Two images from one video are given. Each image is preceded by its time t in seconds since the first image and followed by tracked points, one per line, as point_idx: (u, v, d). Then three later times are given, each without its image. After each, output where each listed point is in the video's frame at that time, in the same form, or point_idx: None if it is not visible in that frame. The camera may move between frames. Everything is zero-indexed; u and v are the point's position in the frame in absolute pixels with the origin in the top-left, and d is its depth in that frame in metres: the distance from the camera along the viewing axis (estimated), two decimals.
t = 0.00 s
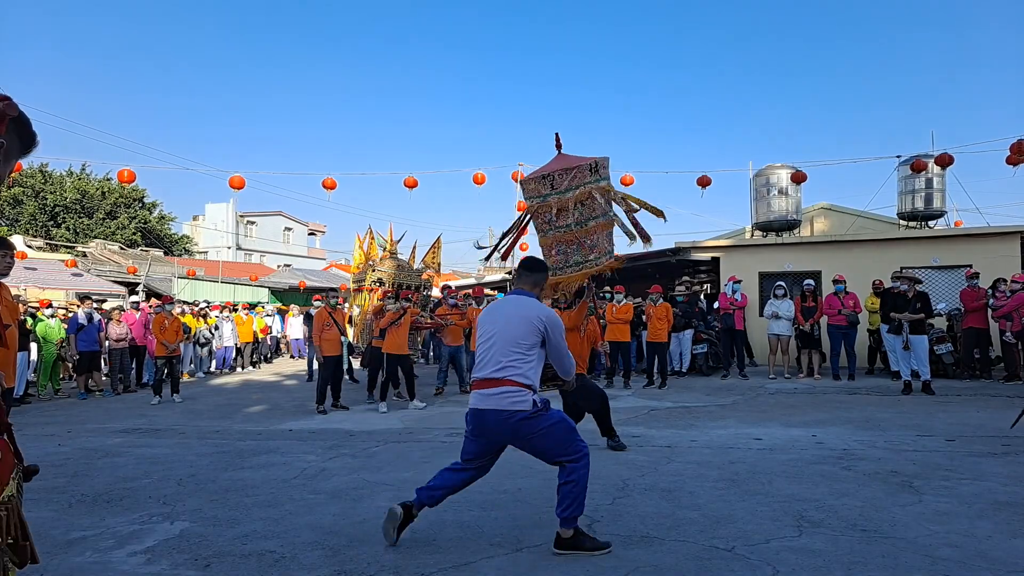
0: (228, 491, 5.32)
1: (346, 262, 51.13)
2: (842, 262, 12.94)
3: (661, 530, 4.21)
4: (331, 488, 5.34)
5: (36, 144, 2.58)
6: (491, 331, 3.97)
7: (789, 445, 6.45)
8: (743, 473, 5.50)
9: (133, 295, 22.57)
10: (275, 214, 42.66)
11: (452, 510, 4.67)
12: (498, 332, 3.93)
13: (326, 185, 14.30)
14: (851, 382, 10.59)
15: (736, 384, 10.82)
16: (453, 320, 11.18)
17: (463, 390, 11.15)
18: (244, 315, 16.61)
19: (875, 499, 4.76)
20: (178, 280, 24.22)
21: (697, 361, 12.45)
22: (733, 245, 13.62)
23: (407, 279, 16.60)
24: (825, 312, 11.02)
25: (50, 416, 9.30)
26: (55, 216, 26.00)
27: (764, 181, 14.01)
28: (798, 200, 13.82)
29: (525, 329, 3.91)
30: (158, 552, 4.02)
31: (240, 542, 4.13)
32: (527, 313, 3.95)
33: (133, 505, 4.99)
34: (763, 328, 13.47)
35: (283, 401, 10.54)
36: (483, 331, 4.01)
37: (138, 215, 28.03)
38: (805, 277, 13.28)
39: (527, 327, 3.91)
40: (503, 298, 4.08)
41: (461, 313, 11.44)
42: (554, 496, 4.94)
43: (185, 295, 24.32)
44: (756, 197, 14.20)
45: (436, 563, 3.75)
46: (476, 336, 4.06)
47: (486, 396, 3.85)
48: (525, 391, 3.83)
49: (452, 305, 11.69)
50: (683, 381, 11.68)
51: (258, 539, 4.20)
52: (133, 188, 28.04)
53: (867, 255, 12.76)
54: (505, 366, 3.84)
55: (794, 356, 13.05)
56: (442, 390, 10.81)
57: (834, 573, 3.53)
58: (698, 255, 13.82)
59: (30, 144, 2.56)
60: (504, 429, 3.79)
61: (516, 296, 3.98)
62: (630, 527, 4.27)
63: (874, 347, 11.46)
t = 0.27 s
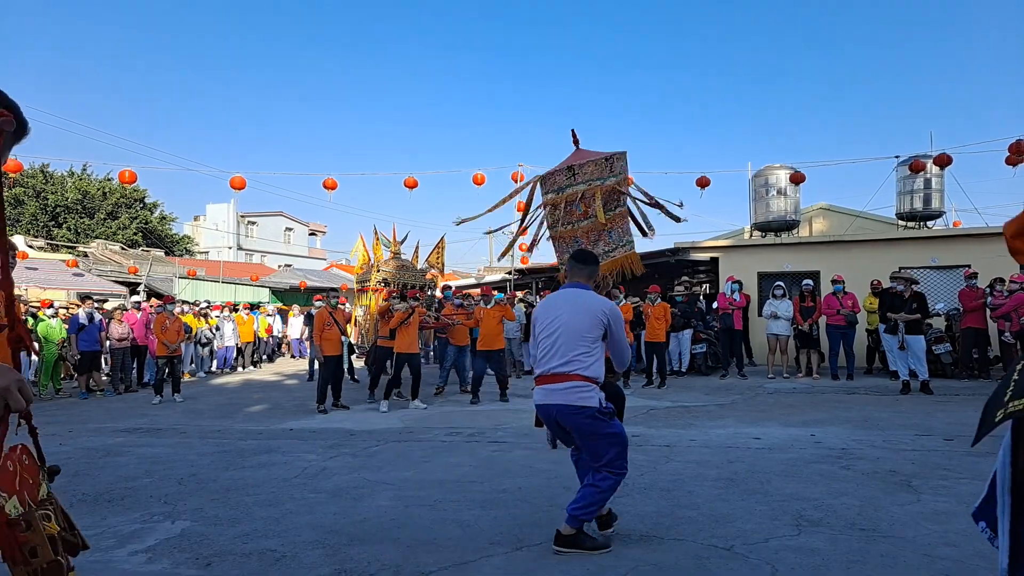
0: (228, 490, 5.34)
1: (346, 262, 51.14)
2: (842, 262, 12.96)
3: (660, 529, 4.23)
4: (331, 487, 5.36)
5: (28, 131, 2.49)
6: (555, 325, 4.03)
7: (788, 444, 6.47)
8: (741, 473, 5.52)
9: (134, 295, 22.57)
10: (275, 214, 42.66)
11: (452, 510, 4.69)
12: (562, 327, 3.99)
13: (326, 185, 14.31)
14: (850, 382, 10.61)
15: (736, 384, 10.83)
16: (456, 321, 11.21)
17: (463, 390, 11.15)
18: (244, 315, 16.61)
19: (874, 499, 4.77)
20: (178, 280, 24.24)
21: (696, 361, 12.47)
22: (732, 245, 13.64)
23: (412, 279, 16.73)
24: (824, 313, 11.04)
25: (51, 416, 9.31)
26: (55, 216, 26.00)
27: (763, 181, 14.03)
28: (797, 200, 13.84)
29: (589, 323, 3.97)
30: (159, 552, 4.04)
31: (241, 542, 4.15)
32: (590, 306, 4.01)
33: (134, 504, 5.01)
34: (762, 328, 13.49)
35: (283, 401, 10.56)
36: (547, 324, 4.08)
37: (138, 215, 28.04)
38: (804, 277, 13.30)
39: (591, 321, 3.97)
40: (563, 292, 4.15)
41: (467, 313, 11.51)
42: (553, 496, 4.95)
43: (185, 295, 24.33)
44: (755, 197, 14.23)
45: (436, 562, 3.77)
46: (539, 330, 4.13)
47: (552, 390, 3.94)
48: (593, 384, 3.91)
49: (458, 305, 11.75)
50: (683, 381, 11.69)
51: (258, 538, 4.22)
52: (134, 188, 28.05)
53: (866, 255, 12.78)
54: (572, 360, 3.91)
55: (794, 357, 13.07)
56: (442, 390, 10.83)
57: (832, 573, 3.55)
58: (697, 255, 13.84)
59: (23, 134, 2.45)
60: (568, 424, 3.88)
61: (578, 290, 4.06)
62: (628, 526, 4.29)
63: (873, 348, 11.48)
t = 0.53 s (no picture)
0: (227, 491, 5.30)
1: (346, 262, 51.12)
2: (843, 262, 12.93)
3: (661, 530, 4.19)
4: (330, 487, 5.32)
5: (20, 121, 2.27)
6: (615, 331, 4.03)
7: (790, 445, 6.43)
8: (743, 473, 5.48)
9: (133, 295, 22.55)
10: (275, 214, 42.64)
11: (452, 510, 4.66)
12: (624, 332, 4.00)
13: (325, 185, 14.26)
14: (852, 382, 10.58)
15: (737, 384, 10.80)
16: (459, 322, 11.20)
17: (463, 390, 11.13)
18: (243, 315, 16.58)
19: (877, 499, 4.74)
20: (177, 280, 24.22)
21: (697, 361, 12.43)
22: (733, 245, 13.61)
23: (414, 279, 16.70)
24: (825, 312, 11.01)
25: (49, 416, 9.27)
26: (54, 216, 25.95)
27: (764, 181, 13.96)
28: (799, 200, 13.78)
29: (650, 326, 4.02)
30: (156, 552, 4.00)
31: (239, 542, 4.11)
32: (647, 310, 4.07)
33: (132, 505, 4.97)
34: (763, 328, 13.45)
35: (282, 401, 10.52)
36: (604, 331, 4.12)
37: (137, 215, 28.04)
38: (805, 276, 13.27)
39: (652, 324, 4.02)
40: (615, 297, 4.17)
41: (471, 314, 11.50)
42: (554, 496, 4.91)
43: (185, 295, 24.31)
44: (756, 197, 14.17)
45: (435, 563, 3.73)
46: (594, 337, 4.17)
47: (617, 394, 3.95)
48: (658, 387, 3.95)
49: (461, 306, 11.74)
50: (684, 381, 11.66)
51: (257, 539, 4.18)
52: (133, 188, 28.05)
53: (867, 255, 12.75)
54: (638, 364, 3.93)
55: (795, 357, 13.04)
56: (442, 390, 10.81)
57: (836, 574, 3.51)
58: (698, 255, 13.81)
59: (14, 124, 2.22)
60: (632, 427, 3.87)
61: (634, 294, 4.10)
62: (630, 527, 4.25)
63: (874, 347, 11.44)
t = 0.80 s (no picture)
0: (228, 491, 5.32)
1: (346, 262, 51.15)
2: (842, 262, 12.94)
3: (660, 530, 4.21)
4: (330, 487, 5.34)
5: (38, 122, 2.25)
6: (664, 334, 4.26)
7: (789, 445, 6.46)
8: (742, 473, 5.50)
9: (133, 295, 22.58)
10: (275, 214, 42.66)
11: (452, 510, 4.68)
12: (673, 335, 4.24)
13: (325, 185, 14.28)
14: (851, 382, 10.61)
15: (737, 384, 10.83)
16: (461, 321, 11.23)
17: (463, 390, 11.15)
18: (244, 315, 16.59)
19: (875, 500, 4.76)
20: (178, 280, 24.24)
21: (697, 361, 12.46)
22: (732, 245, 13.63)
23: (416, 278, 16.68)
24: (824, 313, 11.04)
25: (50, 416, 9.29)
26: (55, 216, 25.97)
27: (764, 180, 13.78)
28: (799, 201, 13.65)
29: (696, 329, 4.30)
30: (158, 552, 4.02)
31: (240, 542, 4.14)
32: (690, 314, 4.36)
33: (133, 505, 4.99)
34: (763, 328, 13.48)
35: (283, 401, 10.54)
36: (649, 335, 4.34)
37: (138, 215, 28.07)
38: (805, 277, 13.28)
39: (697, 327, 4.31)
40: (658, 302, 4.43)
41: (473, 314, 11.55)
42: (553, 496, 4.94)
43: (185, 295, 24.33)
44: (756, 197, 14.05)
45: (434, 563, 3.75)
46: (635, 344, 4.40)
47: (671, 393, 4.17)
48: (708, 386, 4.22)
49: (463, 305, 11.76)
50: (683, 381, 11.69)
51: (258, 539, 4.20)
52: (134, 188, 28.07)
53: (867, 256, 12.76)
54: (691, 365, 4.18)
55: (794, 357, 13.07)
56: (442, 390, 10.84)
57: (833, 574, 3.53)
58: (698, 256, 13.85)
59: (33, 125, 2.21)
60: (692, 423, 4.13)
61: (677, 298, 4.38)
62: (629, 527, 4.27)
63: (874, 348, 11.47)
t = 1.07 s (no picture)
0: (228, 490, 5.34)
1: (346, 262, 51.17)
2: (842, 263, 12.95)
3: (660, 530, 4.23)
4: (330, 487, 5.36)
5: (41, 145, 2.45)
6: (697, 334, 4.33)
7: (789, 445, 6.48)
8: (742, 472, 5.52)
9: (134, 295, 22.60)
10: (275, 214, 42.67)
11: (452, 510, 4.70)
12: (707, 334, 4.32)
13: (326, 185, 14.29)
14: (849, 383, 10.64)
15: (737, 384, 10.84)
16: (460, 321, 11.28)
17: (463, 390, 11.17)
18: (244, 315, 16.60)
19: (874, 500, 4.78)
20: (178, 280, 24.27)
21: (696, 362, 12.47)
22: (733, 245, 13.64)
23: (417, 279, 16.67)
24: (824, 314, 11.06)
25: (50, 416, 9.32)
26: (55, 216, 25.98)
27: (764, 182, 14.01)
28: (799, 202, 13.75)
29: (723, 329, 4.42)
30: (158, 552, 4.04)
31: (240, 542, 4.16)
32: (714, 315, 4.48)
33: (134, 504, 5.01)
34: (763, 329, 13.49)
35: (283, 401, 10.56)
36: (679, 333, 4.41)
37: (138, 215, 28.11)
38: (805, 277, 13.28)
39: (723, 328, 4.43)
40: (687, 302, 4.49)
41: (473, 314, 11.61)
42: (553, 496, 4.95)
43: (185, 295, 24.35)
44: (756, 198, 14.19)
45: (434, 563, 3.77)
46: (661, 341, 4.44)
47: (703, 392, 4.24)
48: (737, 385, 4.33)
49: (463, 305, 11.79)
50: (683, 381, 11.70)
51: (258, 538, 4.22)
52: (134, 188, 28.09)
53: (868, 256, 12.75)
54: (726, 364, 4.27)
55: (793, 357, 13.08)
56: (443, 390, 10.88)
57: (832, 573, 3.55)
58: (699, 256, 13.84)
59: (38, 149, 2.41)
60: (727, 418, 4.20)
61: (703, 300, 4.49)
62: (628, 526, 4.29)
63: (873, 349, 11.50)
